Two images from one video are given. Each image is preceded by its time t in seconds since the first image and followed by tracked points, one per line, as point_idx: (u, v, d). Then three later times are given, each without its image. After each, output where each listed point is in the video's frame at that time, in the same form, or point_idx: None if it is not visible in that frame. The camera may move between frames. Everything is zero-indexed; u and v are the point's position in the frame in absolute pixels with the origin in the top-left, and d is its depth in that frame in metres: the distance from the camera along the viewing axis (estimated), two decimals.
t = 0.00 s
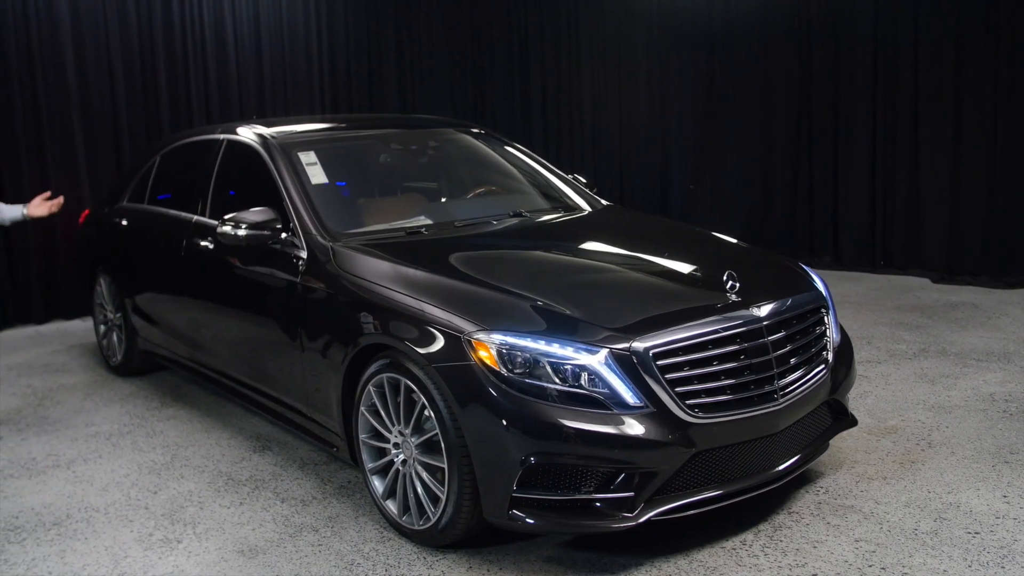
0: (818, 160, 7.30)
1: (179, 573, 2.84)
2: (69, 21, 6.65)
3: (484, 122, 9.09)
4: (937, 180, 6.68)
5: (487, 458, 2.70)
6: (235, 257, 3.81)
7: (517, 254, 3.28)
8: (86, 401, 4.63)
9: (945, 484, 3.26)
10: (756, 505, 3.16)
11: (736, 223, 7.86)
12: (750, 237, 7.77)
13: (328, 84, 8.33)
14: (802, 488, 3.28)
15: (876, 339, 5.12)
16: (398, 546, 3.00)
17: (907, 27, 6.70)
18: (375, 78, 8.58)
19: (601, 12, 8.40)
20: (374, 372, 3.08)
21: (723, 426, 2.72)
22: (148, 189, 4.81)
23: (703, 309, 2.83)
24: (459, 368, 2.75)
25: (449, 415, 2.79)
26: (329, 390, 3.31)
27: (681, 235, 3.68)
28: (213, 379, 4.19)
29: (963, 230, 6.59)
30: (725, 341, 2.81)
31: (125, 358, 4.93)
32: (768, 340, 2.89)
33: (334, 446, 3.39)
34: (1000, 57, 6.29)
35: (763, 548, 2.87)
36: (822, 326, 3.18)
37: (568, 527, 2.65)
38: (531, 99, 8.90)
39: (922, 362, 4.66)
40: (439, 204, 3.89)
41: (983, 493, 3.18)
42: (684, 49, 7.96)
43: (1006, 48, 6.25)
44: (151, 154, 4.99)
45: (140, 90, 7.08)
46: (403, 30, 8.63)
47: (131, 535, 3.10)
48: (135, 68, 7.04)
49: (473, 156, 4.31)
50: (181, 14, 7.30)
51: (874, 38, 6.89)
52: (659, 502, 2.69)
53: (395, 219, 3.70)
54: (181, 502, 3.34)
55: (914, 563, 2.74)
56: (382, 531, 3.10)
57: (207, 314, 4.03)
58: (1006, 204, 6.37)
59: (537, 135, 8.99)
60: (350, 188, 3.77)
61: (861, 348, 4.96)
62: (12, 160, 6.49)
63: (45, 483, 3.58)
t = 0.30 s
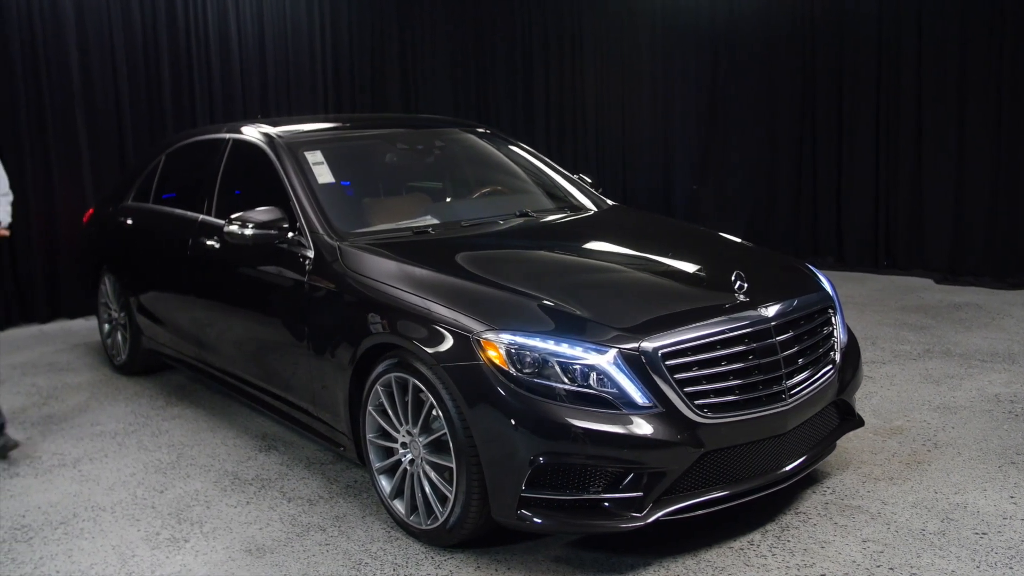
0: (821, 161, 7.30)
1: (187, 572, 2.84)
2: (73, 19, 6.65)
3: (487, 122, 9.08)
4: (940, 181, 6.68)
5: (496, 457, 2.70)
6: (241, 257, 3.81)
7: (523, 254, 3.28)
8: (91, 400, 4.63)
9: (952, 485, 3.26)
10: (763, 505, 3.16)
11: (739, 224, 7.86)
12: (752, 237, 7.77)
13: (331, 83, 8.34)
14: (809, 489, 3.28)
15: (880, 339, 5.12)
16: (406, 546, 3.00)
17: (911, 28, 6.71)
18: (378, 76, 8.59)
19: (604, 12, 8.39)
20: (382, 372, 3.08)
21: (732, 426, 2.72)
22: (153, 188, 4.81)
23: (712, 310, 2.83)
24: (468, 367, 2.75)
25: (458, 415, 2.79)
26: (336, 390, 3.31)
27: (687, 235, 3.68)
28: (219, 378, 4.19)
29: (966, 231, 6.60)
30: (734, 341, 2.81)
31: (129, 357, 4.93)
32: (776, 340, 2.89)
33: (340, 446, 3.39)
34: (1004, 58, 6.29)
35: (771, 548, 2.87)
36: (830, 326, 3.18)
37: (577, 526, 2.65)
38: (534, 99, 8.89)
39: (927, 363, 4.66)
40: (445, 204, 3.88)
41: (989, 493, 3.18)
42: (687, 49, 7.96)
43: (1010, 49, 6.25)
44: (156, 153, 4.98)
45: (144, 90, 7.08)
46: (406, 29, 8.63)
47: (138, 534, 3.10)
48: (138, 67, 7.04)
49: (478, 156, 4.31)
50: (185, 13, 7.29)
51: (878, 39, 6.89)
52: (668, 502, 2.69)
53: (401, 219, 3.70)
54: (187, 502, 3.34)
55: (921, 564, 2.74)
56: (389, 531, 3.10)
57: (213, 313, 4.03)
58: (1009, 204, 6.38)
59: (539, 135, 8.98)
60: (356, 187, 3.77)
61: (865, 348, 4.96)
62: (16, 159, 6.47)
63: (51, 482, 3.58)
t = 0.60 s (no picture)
0: (825, 162, 7.30)
1: (194, 572, 2.84)
2: (78, 18, 6.66)
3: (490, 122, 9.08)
4: (944, 183, 6.69)
5: (504, 457, 2.70)
6: (247, 256, 3.81)
7: (530, 254, 3.28)
8: (96, 399, 4.63)
9: (959, 486, 3.26)
10: (770, 506, 3.16)
11: (742, 225, 7.86)
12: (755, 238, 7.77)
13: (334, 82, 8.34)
14: (815, 489, 3.28)
15: (884, 340, 5.12)
16: (413, 546, 3.00)
17: (915, 29, 6.72)
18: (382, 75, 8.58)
19: (608, 13, 8.38)
20: (389, 372, 3.08)
21: (740, 426, 2.72)
22: (158, 187, 4.81)
23: (720, 310, 2.83)
24: (476, 367, 2.75)
25: (466, 415, 2.79)
26: (343, 390, 3.31)
27: (693, 235, 3.68)
28: (224, 378, 4.19)
29: (969, 232, 6.60)
30: (742, 342, 2.81)
31: (134, 356, 4.93)
32: (784, 341, 2.89)
33: (347, 446, 3.39)
34: (1007, 60, 6.30)
35: (778, 549, 2.87)
36: (837, 327, 3.18)
37: (585, 527, 2.65)
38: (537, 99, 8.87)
39: (932, 364, 4.65)
40: (451, 204, 3.88)
41: (996, 494, 3.18)
42: (691, 50, 7.96)
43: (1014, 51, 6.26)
44: (161, 152, 4.98)
45: (148, 89, 7.08)
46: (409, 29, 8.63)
47: (145, 534, 3.10)
48: (142, 69, 7.04)
49: (484, 156, 4.31)
50: (189, 12, 7.30)
51: (882, 40, 6.90)
52: (676, 502, 2.69)
53: (407, 219, 3.70)
54: (194, 501, 3.34)
55: (929, 564, 2.74)
56: (396, 530, 3.10)
57: (218, 312, 4.03)
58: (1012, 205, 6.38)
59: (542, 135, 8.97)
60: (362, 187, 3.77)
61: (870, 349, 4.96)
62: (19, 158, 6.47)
63: (57, 481, 3.58)
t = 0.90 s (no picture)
0: (828, 162, 7.30)
1: (202, 571, 2.84)
2: (82, 16, 6.65)
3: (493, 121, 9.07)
4: (947, 184, 6.70)
5: (512, 457, 2.70)
6: (253, 255, 3.81)
7: (536, 254, 3.28)
8: (100, 398, 4.63)
9: (965, 487, 3.26)
10: (776, 505, 3.17)
11: (745, 225, 7.86)
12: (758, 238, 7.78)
13: (338, 82, 8.33)
14: (822, 490, 3.28)
15: (888, 341, 5.12)
16: (421, 545, 3.00)
17: (919, 30, 6.72)
18: (385, 74, 8.57)
19: (612, 12, 8.38)
20: (396, 371, 3.08)
21: (748, 427, 2.72)
22: (163, 186, 4.80)
23: (728, 310, 2.84)
24: (484, 367, 2.75)
25: (474, 414, 2.79)
26: (349, 390, 3.31)
27: (699, 235, 3.68)
28: (229, 377, 4.19)
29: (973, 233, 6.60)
30: (750, 342, 2.81)
31: (138, 355, 4.93)
32: (792, 341, 2.89)
33: (353, 445, 3.39)
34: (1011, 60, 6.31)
35: (785, 549, 2.87)
36: (844, 328, 3.18)
37: (593, 526, 2.65)
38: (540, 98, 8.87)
39: (936, 364, 4.66)
40: (456, 204, 3.88)
41: (1003, 495, 3.18)
42: (695, 50, 7.96)
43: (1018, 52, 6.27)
44: (166, 151, 4.98)
45: (152, 88, 7.08)
46: (412, 29, 8.62)
47: (152, 532, 3.10)
48: (146, 68, 7.04)
49: (490, 156, 4.31)
50: (193, 11, 7.29)
51: (886, 41, 6.90)
52: (684, 502, 2.69)
53: (413, 219, 3.70)
54: (200, 500, 3.34)
55: (937, 565, 2.74)
56: (403, 530, 3.10)
57: (223, 311, 4.03)
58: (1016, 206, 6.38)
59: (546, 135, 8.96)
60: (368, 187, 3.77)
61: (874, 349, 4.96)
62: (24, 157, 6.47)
63: (63, 480, 3.58)
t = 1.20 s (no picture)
0: (831, 163, 7.31)
1: (209, 570, 2.84)
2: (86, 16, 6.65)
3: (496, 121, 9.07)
4: (950, 186, 6.70)
5: (520, 457, 2.70)
6: (259, 254, 3.81)
7: (542, 253, 3.28)
8: (105, 397, 4.63)
9: (971, 488, 3.27)
10: (783, 506, 3.17)
11: (748, 226, 7.87)
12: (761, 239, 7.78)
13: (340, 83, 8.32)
14: (828, 491, 3.28)
15: (892, 341, 5.12)
16: (427, 545, 3.00)
17: (922, 31, 6.72)
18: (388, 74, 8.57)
19: (615, 13, 8.38)
20: (403, 371, 3.08)
21: (755, 427, 2.72)
22: (167, 185, 4.80)
23: (736, 310, 2.83)
24: (492, 367, 2.74)
25: (481, 414, 2.79)
26: (355, 389, 3.31)
27: (705, 236, 3.68)
28: (233, 376, 4.19)
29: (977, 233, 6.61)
30: (757, 342, 2.81)
31: (143, 354, 4.93)
32: (799, 342, 2.89)
33: (359, 445, 3.39)
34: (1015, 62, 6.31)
35: (792, 550, 2.87)
36: (851, 328, 3.18)
37: (600, 527, 2.65)
38: (544, 99, 8.87)
39: (940, 365, 4.66)
40: (462, 204, 3.87)
41: (1009, 496, 3.19)
42: (698, 51, 7.97)
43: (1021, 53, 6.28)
44: (170, 150, 4.98)
45: (155, 87, 7.08)
46: (415, 28, 8.62)
47: (158, 532, 3.10)
48: (150, 69, 7.04)
49: (495, 155, 4.30)
50: (197, 12, 7.29)
51: (890, 42, 6.90)
52: (691, 502, 2.69)
53: (419, 218, 3.70)
54: (206, 499, 3.34)
55: (944, 566, 2.74)
56: (409, 530, 3.10)
57: (228, 310, 4.03)
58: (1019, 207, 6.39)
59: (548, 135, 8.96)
60: (374, 186, 3.76)
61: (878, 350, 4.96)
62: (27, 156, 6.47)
63: (68, 479, 3.58)
